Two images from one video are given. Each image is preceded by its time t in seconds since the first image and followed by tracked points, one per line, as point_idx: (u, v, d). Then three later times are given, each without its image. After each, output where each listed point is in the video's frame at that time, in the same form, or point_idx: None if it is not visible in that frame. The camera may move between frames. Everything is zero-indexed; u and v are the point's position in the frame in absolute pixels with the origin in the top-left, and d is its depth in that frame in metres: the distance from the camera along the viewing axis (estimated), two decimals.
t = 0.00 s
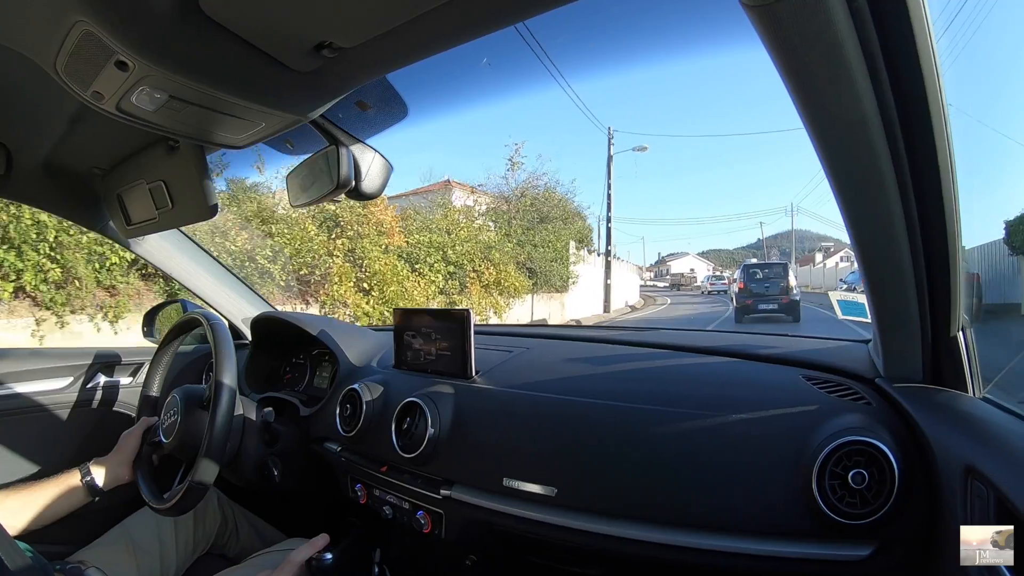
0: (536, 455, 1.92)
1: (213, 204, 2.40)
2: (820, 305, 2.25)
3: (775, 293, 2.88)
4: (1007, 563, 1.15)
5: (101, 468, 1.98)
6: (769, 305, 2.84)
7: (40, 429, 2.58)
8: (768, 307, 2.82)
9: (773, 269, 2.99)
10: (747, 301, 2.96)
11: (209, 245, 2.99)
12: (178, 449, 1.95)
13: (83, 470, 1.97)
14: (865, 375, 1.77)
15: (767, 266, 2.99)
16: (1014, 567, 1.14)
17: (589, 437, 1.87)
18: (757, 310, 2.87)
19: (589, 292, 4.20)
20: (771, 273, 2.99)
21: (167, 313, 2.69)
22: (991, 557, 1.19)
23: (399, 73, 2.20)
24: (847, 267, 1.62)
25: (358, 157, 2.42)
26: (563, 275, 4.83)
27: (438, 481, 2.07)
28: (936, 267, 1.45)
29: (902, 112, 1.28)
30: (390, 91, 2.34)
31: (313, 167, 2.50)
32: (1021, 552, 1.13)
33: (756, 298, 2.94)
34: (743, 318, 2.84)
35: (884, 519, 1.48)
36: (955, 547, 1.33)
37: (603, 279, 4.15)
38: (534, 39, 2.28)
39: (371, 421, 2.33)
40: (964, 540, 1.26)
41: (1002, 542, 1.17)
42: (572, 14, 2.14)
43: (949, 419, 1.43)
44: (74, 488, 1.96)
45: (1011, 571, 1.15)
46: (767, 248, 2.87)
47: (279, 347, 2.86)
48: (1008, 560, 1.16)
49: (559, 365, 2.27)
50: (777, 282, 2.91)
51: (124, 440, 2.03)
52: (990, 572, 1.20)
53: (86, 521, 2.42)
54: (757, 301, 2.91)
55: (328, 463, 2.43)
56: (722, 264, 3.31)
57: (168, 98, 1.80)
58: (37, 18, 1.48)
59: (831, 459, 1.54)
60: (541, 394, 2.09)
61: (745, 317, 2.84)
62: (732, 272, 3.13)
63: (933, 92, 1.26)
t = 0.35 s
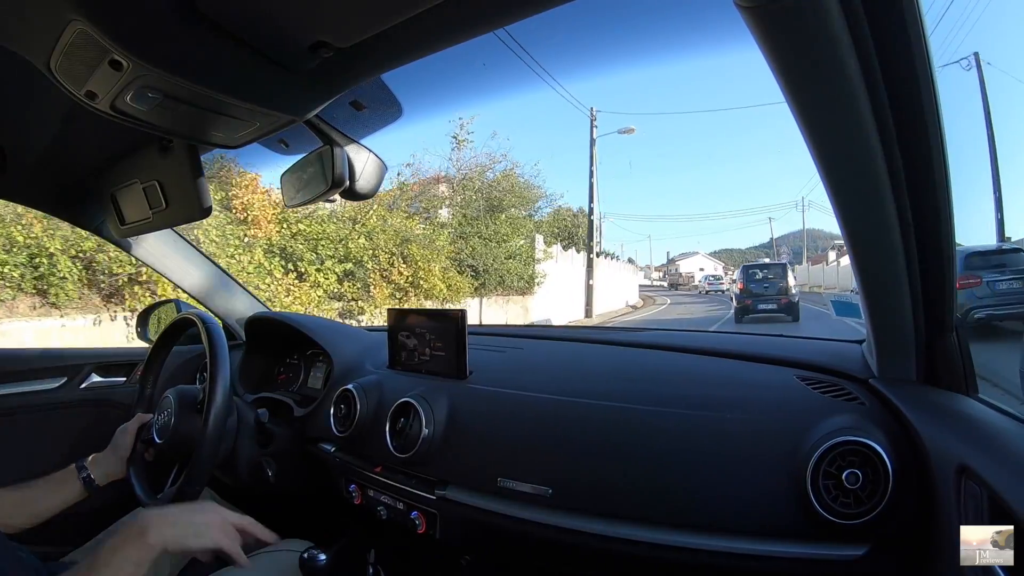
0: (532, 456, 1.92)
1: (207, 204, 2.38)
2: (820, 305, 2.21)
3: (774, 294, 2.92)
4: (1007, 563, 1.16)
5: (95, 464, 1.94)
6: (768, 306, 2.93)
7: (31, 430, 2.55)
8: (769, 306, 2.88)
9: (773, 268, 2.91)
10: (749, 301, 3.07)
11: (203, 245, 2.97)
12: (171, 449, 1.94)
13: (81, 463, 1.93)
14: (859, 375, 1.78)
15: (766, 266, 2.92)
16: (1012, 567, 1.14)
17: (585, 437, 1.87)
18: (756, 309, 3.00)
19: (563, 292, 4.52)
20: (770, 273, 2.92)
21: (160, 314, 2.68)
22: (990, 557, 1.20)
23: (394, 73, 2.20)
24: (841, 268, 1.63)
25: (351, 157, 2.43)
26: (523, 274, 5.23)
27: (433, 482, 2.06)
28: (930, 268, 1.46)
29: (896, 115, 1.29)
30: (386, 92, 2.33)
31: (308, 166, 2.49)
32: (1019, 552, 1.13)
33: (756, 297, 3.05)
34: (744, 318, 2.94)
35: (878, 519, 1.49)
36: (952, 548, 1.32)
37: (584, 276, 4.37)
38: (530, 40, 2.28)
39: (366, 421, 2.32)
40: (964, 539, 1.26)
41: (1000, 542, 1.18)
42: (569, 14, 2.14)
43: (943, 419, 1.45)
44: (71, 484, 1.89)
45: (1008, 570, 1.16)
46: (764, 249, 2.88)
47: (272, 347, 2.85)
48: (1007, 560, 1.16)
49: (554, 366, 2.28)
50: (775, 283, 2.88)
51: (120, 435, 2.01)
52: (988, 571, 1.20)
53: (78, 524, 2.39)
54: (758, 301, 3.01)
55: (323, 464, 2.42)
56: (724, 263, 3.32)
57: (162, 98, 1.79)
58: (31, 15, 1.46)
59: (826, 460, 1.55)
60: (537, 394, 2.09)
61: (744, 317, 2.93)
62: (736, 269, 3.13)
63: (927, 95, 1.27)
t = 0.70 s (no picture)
0: (533, 457, 1.92)
1: (209, 205, 2.38)
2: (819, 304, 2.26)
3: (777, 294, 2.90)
4: (1007, 562, 1.15)
5: (100, 447, 1.89)
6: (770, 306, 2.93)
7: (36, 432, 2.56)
8: (771, 306, 2.91)
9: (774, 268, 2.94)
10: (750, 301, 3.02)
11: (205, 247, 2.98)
12: (173, 451, 1.93)
13: (83, 449, 1.87)
14: (861, 376, 1.78)
15: (768, 266, 2.93)
16: (1012, 567, 1.14)
17: (586, 438, 1.87)
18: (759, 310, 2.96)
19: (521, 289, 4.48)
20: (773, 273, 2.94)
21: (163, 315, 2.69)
22: (991, 557, 1.19)
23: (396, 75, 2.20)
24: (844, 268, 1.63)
25: (354, 159, 2.44)
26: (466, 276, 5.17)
27: (435, 484, 2.06)
28: (932, 267, 1.45)
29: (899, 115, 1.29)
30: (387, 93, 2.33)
31: (309, 168, 2.50)
32: (1019, 552, 1.13)
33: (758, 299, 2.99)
34: (745, 318, 2.93)
35: (880, 520, 1.48)
36: (954, 548, 1.32)
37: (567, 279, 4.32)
38: (531, 41, 2.29)
39: (368, 423, 2.32)
40: (965, 540, 1.26)
41: (1002, 542, 1.17)
42: (569, 16, 2.15)
43: (945, 419, 1.44)
44: (72, 469, 1.83)
45: (1009, 570, 1.15)
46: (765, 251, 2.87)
47: (274, 348, 2.85)
48: (1007, 560, 1.15)
49: (556, 367, 2.27)
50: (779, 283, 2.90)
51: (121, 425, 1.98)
52: (989, 572, 1.20)
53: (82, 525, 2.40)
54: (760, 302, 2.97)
55: (325, 465, 2.42)
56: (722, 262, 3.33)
57: (164, 100, 1.79)
58: (34, 18, 1.47)
59: (829, 460, 1.54)
60: (539, 395, 2.09)
61: (746, 317, 2.93)
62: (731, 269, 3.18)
63: (929, 94, 1.27)
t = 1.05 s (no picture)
0: (534, 455, 1.93)
1: (211, 204, 2.37)
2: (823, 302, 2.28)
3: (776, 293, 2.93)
4: (1008, 562, 1.15)
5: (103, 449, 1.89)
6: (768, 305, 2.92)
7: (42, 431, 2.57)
8: (769, 306, 2.89)
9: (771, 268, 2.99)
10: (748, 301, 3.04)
11: (206, 245, 2.98)
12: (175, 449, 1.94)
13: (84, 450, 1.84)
14: (863, 374, 1.78)
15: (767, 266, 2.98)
16: (1013, 566, 1.14)
17: (588, 436, 1.87)
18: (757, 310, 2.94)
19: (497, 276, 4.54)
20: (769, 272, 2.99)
21: (163, 314, 2.71)
22: (992, 557, 1.19)
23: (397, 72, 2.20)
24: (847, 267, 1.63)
25: (355, 156, 2.40)
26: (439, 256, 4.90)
27: (437, 482, 2.07)
28: (936, 265, 1.45)
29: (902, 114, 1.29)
30: (388, 92, 2.34)
31: (311, 166, 2.50)
32: (1019, 552, 1.12)
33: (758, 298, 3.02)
34: (743, 318, 2.89)
35: (882, 518, 1.48)
36: (955, 547, 1.32)
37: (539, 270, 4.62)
38: (532, 38, 2.28)
39: (370, 421, 2.33)
40: (964, 540, 1.26)
41: (1001, 542, 1.17)
42: (570, 14, 2.14)
43: (947, 417, 1.44)
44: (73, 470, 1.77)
45: (1009, 570, 1.15)
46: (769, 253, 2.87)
47: (276, 347, 2.86)
48: (1007, 559, 1.15)
49: (558, 365, 2.27)
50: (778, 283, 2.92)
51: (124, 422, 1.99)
52: (990, 571, 1.20)
53: (86, 522, 2.41)
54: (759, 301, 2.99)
55: (327, 463, 2.43)
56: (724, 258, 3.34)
57: (166, 99, 1.80)
58: (35, 17, 1.47)
59: (830, 458, 1.55)
60: (540, 393, 2.09)
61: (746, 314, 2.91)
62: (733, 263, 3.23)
63: (932, 93, 1.26)
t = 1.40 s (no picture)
0: (534, 456, 1.92)
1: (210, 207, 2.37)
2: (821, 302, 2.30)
3: (773, 293, 2.97)
4: (1008, 562, 1.14)
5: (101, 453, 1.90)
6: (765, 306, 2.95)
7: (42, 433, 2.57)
8: (764, 307, 2.89)
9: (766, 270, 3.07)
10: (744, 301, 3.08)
11: (205, 247, 2.98)
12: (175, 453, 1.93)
13: (85, 456, 1.83)
14: (863, 373, 1.78)
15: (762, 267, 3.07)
16: (1013, 566, 1.13)
17: (589, 437, 1.87)
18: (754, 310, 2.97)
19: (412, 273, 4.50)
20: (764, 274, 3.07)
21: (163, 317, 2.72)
22: (992, 557, 1.19)
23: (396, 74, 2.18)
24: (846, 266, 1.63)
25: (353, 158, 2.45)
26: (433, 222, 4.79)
27: (437, 483, 2.06)
28: (935, 264, 1.45)
29: (900, 113, 1.29)
30: (386, 95, 2.35)
31: (309, 168, 2.50)
32: (1019, 551, 1.12)
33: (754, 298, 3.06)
34: (740, 317, 2.90)
35: (882, 517, 1.48)
36: (956, 547, 1.32)
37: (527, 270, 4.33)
38: (530, 39, 2.28)
39: (370, 423, 2.33)
40: (965, 540, 1.26)
41: (1001, 542, 1.17)
42: (568, 16, 2.13)
43: (946, 415, 1.44)
44: (75, 474, 1.79)
45: (1009, 570, 1.15)
46: (767, 254, 2.91)
47: (276, 349, 2.86)
48: (1008, 559, 1.15)
49: (558, 365, 2.27)
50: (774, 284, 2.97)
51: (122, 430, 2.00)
52: (990, 571, 1.19)
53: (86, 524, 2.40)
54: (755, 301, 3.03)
55: (327, 465, 2.42)
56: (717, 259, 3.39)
57: (164, 101, 1.80)
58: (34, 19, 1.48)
59: (830, 457, 1.55)
60: (540, 394, 2.09)
61: (743, 314, 2.93)
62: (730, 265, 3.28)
63: (931, 93, 1.26)
